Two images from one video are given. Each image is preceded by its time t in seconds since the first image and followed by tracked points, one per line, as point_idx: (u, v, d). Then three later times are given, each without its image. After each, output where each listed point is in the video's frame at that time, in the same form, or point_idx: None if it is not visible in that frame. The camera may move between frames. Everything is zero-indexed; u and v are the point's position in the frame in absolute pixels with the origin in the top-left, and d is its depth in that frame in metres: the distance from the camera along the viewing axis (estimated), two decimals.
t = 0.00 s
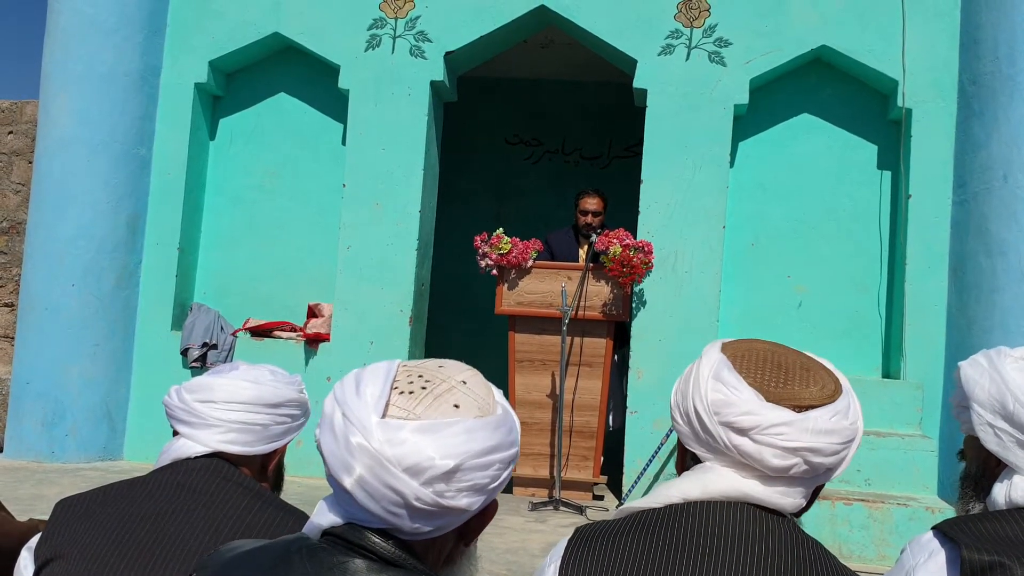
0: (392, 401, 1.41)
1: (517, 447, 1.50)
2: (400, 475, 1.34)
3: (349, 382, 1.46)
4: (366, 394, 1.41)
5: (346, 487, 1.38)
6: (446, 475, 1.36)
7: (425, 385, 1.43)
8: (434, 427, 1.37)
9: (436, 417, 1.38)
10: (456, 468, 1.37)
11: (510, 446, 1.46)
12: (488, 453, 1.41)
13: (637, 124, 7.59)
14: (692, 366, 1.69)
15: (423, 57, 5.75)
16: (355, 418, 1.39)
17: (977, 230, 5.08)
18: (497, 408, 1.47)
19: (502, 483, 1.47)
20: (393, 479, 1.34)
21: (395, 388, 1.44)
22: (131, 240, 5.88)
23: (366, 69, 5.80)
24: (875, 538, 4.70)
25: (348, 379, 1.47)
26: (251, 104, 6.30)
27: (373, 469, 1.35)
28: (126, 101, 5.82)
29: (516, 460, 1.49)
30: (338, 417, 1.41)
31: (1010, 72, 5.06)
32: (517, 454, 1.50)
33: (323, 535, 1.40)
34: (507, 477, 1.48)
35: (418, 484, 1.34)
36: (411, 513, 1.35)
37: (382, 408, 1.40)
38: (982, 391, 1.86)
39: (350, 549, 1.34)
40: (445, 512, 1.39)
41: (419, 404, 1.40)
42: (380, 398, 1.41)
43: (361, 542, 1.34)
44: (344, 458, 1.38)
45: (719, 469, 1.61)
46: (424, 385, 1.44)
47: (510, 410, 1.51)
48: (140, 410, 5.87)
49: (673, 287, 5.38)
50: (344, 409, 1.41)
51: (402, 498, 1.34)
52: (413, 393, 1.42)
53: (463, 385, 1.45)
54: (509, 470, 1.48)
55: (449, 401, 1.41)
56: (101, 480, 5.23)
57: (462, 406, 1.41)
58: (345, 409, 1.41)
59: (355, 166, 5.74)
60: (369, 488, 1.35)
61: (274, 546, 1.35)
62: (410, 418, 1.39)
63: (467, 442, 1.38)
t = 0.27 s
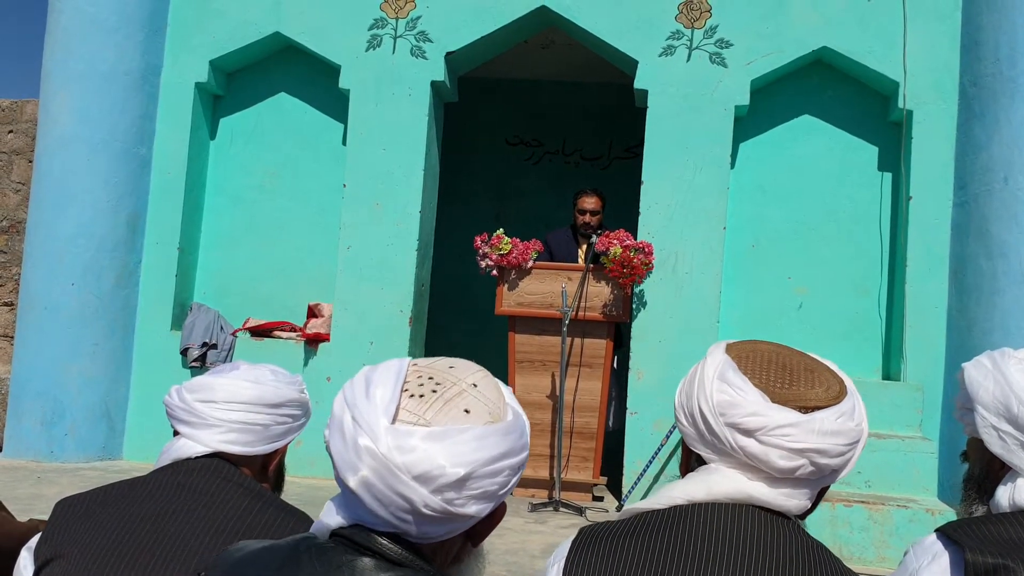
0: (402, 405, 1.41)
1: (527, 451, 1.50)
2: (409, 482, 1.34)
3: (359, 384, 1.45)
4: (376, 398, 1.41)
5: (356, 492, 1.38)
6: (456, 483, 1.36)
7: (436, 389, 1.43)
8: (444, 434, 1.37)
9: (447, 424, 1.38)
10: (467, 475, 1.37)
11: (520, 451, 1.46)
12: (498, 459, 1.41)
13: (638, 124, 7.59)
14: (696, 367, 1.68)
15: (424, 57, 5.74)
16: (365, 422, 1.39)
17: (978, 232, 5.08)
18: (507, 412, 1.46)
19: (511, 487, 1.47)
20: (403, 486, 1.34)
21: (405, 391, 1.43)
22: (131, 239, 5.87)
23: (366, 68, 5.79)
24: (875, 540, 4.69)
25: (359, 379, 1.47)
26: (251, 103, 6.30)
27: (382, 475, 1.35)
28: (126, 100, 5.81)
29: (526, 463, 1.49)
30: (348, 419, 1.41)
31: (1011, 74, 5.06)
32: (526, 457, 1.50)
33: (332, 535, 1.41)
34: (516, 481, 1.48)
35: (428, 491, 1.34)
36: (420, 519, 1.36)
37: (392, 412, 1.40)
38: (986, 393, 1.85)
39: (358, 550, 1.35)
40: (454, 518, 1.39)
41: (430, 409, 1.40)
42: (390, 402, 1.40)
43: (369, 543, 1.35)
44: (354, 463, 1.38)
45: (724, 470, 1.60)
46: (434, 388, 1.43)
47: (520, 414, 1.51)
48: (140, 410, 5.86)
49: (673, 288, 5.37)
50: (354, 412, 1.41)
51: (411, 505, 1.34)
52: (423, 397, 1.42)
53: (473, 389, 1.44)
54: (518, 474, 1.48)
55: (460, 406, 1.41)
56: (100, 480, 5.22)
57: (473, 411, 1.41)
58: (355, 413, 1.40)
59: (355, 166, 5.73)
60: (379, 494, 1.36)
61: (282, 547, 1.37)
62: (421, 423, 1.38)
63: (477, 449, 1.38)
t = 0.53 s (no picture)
0: (416, 409, 1.41)
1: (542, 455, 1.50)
2: (421, 488, 1.35)
3: (373, 386, 1.46)
4: (390, 402, 1.41)
5: (368, 496, 1.39)
6: (468, 490, 1.37)
7: (449, 393, 1.43)
8: (457, 440, 1.37)
9: (459, 429, 1.38)
10: (479, 482, 1.37)
11: (535, 455, 1.46)
12: (511, 465, 1.41)
13: (641, 125, 7.58)
14: (703, 368, 1.69)
15: (427, 57, 5.74)
16: (378, 427, 1.39)
17: (981, 234, 5.07)
18: (522, 416, 1.46)
19: (525, 490, 1.47)
20: (414, 492, 1.34)
21: (419, 394, 1.44)
22: (134, 238, 5.87)
23: (370, 68, 5.79)
24: (877, 542, 4.68)
25: (373, 381, 1.48)
26: (254, 103, 6.30)
27: (394, 481, 1.36)
28: (129, 100, 5.82)
29: (540, 467, 1.49)
30: (362, 423, 1.42)
31: (1015, 75, 5.05)
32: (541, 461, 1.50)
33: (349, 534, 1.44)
34: (531, 484, 1.48)
35: (439, 497, 1.35)
36: (432, 524, 1.37)
37: (405, 417, 1.40)
38: (993, 395, 1.85)
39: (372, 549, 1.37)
40: (467, 523, 1.40)
41: (443, 414, 1.40)
42: (404, 406, 1.41)
43: (384, 544, 1.37)
44: (366, 467, 1.39)
45: (732, 470, 1.60)
46: (448, 392, 1.44)
47: (535, 417, 1.51)
48: (142, 409, 5.86)
49: (676, 289, 5.37)
50: (367, 416, 1.42)
51: (422, 511, 1.35)
52: (437, 401, 1.42)
53: (487, 393, 1.44)
54: (533, 478, 1.48)
55: (473, 411, 1.41)
56: (102, 479, 5.22)
57: (486, 416, 1.41)
58: (369, 416, 1.41)
59: (358, 166, 5.73)
60: (391, 499, 1.36)
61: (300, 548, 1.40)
62: (434, 429, 1.38)
63: (489, 455, 1.38)
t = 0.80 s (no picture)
0: (418, 409, 1.41)
1: (545, 453, 1.50)
2: (421, 489, 1.36)
3: (376, 385, 1.46)
4: (392, 402, 1.41)
5: (371, 494, 1.40)
6: (468, 490, 1.37)
7: (452, 393, 1.43)
8: (458, 441, 1.37)
9: (461, 430, 1.38)
10: (480, 484, 1.37)
11: (537, 455, 1.47)
12: (512, 465, 1.41)
13: (643, 125, 7.58)
14: (704, 368, 1.69)
15: (429, 57, 5.74)
16: (380, 427, 1.39)
17: (983, 235, 5.07)
18: (524, 417, 1.46)
19: (528, 489, 1.48)
20: (414, 492, 1.36)
21: (422, 393, 1.44)
22: (135, 237, 5.87)
23: (371, 68, 5.79)
24: (878, 543, 4.68)
25: (377, 379, 1.48)
26: (255, 103, 6.30)
27: (395, 481, 1.37)
28: (130, 99, 5.82)
29: (543, 465, 1.49)
30: (365, 422, 1.42)
31: (1017, 76, 5.04)
32: (543, 460, 1.50)
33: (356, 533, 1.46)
34: (534, 483, 1.49)
35: (439, 497, 1.36)
36: (433, 523, 1.38)
37: (407, 417, 1.40)
38: (996, 397, 1.85)
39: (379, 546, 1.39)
40: (467, 522, 1.41)
41: (445, 415, 1.40)
42: (406, 406, 1.41)
43: (390, 542, 1.39)
44: (368, 466, 1.40)
45: (735, 470, 1.60)
46: (451, 391, 1.43)
47: (538, 417, 1.51)
48: (142, 408, 5.86)
49: (677, 290, 5.37)
50: (370, 416, 1.42)
51: (422, 510, 1.37)
52: (440, 401, 1.42)
53: (490, 393, 1.44)
54: (535, 476, 1.48)
55: (475, 411, 1.41)
56: (102, 478, 5.22)
57: (488, 417, 1.41)
58: (371, 416, 1.41)
59: (359, 166, 5.73)
60: (392, 498, 1.38)
61: (308, 546, 1.42)
62: (435, 430, 1.39)
63: (490, 456, 1.38)
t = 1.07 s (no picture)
0: (419, 410, 1.42)
1: (546, 453, 1.50)
2: (423, 487, 1.35)
3: (378, 386, 1.46)
4: (394, 403, 1.42)
5: (372, 494, 1.41)
6: (469, 489, 1.37)
7: (453, 394, 1.43)
8: (459, 440, 1.37)
9: (461, 429, 1.38)
10: (481, 482, 1.37)
11: (538, 454, 1.46)
12: (513, 464, 1.41)
13: (644, 126, 7.57)
14: (703, 369, 1.69)
15: (430, 57, 5.73)
16: (381, 427, 1.40)
17: (985, 236, 5.06)
18: (526, 417, 1.46)
19: (530, 488, 1.48)
20: (415, 491, 1.35)
21: (424, 394, 1.44)
22: (136, 237, 5.87)
23: (372, 68, 5.79)
24: (879, 544, 4.67)
25: (380, 380, 1.48)
26: (256, 103, 6.30)
27: (395, 480, 1.37)
28: (131, 99, 5.82)
29: (545, 465, 1.49)
30: (367, 422, 1.43)
31: (1019, 78, 5.04)
32: (545, 460, 1.50)
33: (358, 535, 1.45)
34: (536, 482, 1.49)
35: (440, 496, 1.36)
36: (435, 522, 1.38)
37: (409, 417, 1.41)
38: (999, 399, 1.84)
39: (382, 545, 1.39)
40: (469, 521, 1.41)
41: (446, 415, 1.40)
42: (407, 407, 1.41)
43: (391, 541, 1.39)
44: (370, 466, 1.40)
45: (735, 470, 1.59)
46: (452, 392, 1.43)
47: (540, 417, 1.51)
48: (143, 408, 5.86)
49: (678, 291, 5.36)
50: (371, 416, 1.42)
51: (423, 508, 1.36)
52: (441, 401, 1.42)
53: (491, 393, 1.44)
54: (538, 475, 1.48)
55: (476, 411, 1.41)
56: (102, 478, 5.22)
57: (489, 417, 1.41)
58: (373, 417, 1.41)
59: (360, 166, 5.73)
60: (393, 497, 1.38)
61: (311, 546, 1.43)
62: (436, 429, 1.39)
63: (491, 455, 1.38)
